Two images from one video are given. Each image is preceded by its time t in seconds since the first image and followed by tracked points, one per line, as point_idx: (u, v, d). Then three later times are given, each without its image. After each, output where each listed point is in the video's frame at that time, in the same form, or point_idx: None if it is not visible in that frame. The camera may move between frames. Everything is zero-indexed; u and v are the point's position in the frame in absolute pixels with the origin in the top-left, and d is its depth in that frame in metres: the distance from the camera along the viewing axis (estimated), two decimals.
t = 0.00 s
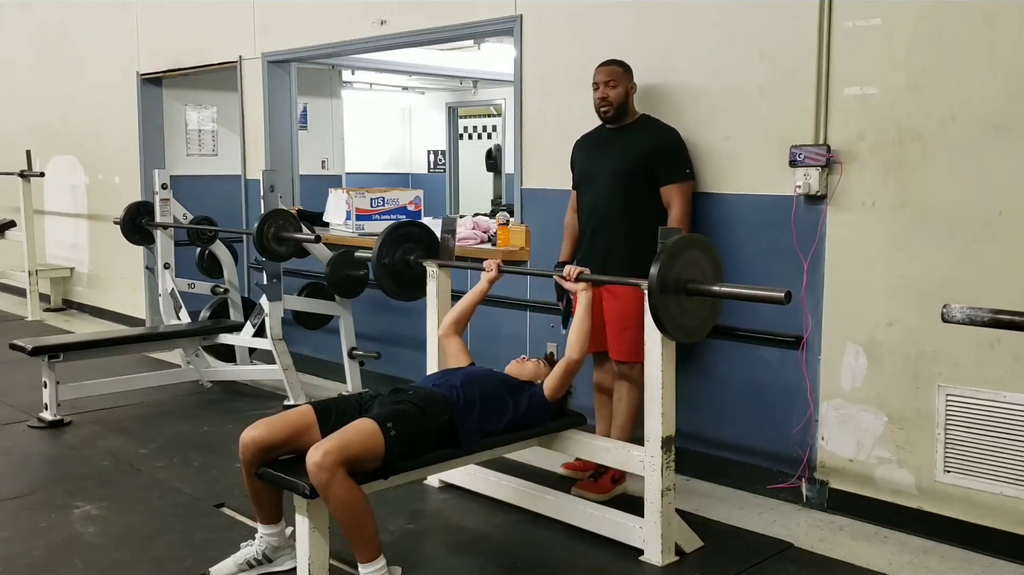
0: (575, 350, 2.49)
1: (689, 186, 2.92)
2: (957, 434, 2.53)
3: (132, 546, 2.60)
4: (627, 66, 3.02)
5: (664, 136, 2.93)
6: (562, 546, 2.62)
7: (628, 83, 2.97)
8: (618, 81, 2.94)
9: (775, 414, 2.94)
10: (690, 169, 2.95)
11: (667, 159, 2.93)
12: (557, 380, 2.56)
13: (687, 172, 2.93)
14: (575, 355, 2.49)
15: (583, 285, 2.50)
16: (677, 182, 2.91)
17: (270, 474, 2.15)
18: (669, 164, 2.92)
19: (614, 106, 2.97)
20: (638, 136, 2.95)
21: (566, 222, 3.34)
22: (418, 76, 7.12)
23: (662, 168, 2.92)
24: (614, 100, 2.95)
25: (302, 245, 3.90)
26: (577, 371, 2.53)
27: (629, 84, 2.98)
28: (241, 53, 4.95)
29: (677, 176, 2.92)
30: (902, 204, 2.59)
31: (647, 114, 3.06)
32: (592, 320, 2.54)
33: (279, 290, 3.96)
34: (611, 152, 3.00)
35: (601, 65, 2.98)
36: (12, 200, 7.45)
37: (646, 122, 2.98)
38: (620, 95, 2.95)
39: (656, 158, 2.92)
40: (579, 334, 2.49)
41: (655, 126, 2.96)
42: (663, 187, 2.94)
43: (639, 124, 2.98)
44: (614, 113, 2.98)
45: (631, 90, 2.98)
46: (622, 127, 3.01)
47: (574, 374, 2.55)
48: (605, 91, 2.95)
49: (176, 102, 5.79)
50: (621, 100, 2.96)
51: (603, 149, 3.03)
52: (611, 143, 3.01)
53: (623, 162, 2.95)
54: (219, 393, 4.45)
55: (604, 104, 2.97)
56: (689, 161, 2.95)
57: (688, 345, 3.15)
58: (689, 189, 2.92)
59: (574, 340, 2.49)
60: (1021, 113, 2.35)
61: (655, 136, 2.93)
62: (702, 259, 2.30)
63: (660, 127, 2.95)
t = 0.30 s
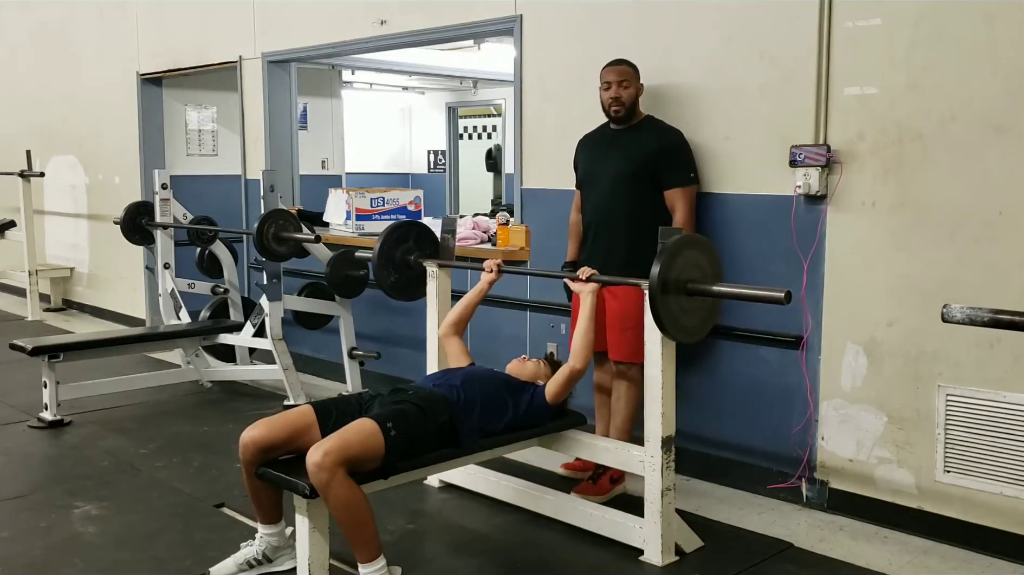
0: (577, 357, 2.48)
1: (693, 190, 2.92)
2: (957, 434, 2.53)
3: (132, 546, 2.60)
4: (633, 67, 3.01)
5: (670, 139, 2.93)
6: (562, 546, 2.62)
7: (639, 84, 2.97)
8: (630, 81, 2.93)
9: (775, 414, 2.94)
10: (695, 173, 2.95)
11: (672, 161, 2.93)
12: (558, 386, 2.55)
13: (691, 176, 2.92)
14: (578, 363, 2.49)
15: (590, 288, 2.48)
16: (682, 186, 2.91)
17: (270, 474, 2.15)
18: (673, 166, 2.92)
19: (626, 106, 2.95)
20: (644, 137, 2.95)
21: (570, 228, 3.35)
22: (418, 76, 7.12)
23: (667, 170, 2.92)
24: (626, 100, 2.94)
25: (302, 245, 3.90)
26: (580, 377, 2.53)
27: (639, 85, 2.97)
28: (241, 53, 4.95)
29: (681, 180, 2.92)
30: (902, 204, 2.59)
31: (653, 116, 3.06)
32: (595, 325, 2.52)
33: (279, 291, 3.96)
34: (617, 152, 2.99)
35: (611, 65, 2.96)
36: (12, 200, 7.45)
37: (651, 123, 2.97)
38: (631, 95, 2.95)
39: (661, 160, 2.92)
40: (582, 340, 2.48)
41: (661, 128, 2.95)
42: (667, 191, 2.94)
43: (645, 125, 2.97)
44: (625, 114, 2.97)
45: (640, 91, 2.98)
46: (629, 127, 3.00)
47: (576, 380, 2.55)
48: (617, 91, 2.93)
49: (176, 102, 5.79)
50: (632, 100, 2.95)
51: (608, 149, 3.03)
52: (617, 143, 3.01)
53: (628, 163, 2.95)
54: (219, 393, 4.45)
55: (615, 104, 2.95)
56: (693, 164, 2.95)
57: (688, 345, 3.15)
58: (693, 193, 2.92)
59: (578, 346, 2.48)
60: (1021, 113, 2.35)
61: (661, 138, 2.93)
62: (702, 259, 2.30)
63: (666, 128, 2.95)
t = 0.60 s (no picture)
0: (577, 357, 2.48)
1: (696, 192, 2.92)
2: (957, 434, 2.53)
3: (132, 546, 2.60)
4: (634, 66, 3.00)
5: (673, 139, 2.93)
6: (561, 545, 2.62)
7: (641, 85, 2.96)
8: (633, 82, 2.92)
9: (775, 414, 2.94)
10: (697, 173, 2.95)
11: (675, 162, 2.93)
12: (558, 384, 2.55)
13: (694, 177, 2.92)
14: (578, 363, 2.49)
15: (589, 286, 2.48)
16: (685, 187, 2.91)
17: (270, 473, 2.15)
18: (676, 166, 2.92)
19: (628, 108, 2.95)
20: (648, 138, 2.95)
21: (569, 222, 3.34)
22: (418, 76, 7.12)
23: (670, 171, 2.92)
24: (627, 102, 2.93)
25: (302, 245, 3.90)
26: (580, 377, 2.52)
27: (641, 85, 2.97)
28: (241, 53, 4.95)
29: (684, 181, 2.92)
30: (902, 204, 2.59)
31: (654, 116, 3.06)
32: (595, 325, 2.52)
33: (279, 290, 3.96)
34: (620, 152, 2.99)
35: (613, 65, 2.95)
36: (12, 200, 7.45)
37: (653, 124, 2.97)
38: (633, 96, 2.94)
39: (665, 161, 2.92)
40: (582, 339, 2.48)
41: (663, 129, 2.95)
42: (670, 191, 2.94)
43: (648, 127, 2.97)
44: (627, 115, 2.97)
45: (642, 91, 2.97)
46: (631, 128, 3.00)
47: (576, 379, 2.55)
48: (619, 93, 2.92)
49: (176, 102, 5.79)
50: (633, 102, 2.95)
51: (611, 149, 3.02)
52: (620, 143, 3.01)
53: (631, 163, 2.95)
54: (219, 393, 4.45)
55: (617, 105, 2.94)
56: (696, 165, 2.95)
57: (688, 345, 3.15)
58: (695, 195, 2.92)
59: (578, 345, 2.48)
60: (1021, 113, 2.35)
61: (664, 140, 2.92)
62: (702, 259, 2.30)
63: (670, 129, 2.95)
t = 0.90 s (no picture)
0: (577, 356, 2.48)
1: (696, 192, 2.92)
2: (957, 433, 2.53)
3: (132, 546, 2.60)
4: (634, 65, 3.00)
5: (674, 140, 2.93)
6: (561, 545, 2.62)
7: (641, 84, 2.96)
8: (633, 82, 2.92)
9: (775, 414, 2.94)
10: (698, 174, 2.94)
11: (676, 162, 2.92)
12: (559, 384, 2.55)
13: (694, 177, 2.92)
14: (579, 363, 2.49)
15: (590, 286, 2.48)
16: (685, 187, 2.91)
17: (270, 474, 2.15)
18: (677, 166, 2.92)
19: (628, 107, 2.95)
20: (648, 138, 2.94)
21: (569, 215, 3.31)
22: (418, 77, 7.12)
23: (671, 171, 2.92)
24: (628, 101, 2.93)
25: (302, 245, 3.90)
26: (579, 377, 2.53)
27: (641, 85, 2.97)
28: (241, 53, 4.95)
29: (685, 180, 2.92)
30: (902, 204, 2.59)
31: (653, 116, 3.06)
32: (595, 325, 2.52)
33: (279, 291, 3.96)
34: (620, 153, 2.99)
35: (613, 65, 2.94)
36: (12, 200, 7.45)
37: (654, 125, 2.97)
38: (633, 96, 2.94)
39: (665, 161, 2.92)
40: (582, 339, 2.48)
41: (664, 129, 2.95)
42: (670, 191, 2.94)
43: (649, 127, 2.97)
44: (627, 114, 2.96)
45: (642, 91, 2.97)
46: (632, 127, 3.00)
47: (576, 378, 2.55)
48: (619, 92, 2.92)
49: (176, 102, 5.79)
50: (633, 101, 2.94)
51: (611, 150, 3.02)
52: (620, 144, 3.01)
53: (632, 163, 2.94)
54: (219, 393, 4.45)
55: (616, 105, 2.94)
56: (696, 165, 2.95)
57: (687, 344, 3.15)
58: (695, 195, 2.92)
59: (578, 345, 2.48)
60: (1021, 113, 2.36)
61: (664, 140, 2.92)
62: (702, 259, 2.30)
63: (670, 129, 2.95)
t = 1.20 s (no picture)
0: (574, 355, 2.48)
1: (695, 191, 2.93)
2: (957, 433, 2.53)
3: (132, 546, 2.60)
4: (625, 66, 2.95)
5: (673, 140, 2.93)
6: (561, 546, 2.62)
7: (631, 88, 2.93)
8: (620, 90, 2.90)
9: (775, 414, 2.94)
10: (696, 173, 2.94)
11: (675, 162, 2.93)
12: (556, 383, 2.55)
13: (692, 177, 2.92)
14: (575, 362, 2.49)
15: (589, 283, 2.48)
16: (683, 187, 2.91)
17: (270, 473, 2.15)
18: (675, 166, 2.92)
19: (619, 114, 2.95)
20: (647, 138, 2.94)
21: (569, 213, 3.30)
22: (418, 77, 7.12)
23: (670, 170, 2.92)
24: (617, 110, 2.93)
25: (302, 245, 3.90)
26: (575, 376, 2.52)
27: (631, 88, 2.94)
28: (241, 53, 4.95)
29: (684, 179, 2.92)
30: (902, 204, 2.59)
31: (652, 116, 3.06)
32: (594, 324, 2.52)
33: (279, 290, 3.96)
34: (619, 152, 2.99)
35: (602, 71, 2.92)
36: (12, 200, 7.45)
37: (654, 125, 2.96)
38: (622, 103, 2.93)
39: (664, 160, 2.92)
40: (579, 338, 2.48)
41: (662, 129, 2.95)
42: (668, 190, 2.94)
43: (647, 126, 2.97)
44: (621, 120, 2.97)
45: (633, 94, 2.95)
46: (631, 127, 3.00)
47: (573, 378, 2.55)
48: (608, 102, 2.92)
49: (176, 102, 5.79)
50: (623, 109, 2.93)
51: (610, 150, 3.02)
52: (619, 144, 3.01)
53: (631, 163, 2.95)
54: (219, 394, 4.45)
55: (607, 113, 2.95)
56: (695, 165, 2.95)
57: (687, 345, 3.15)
58: (694, 194, 2.92)
59: (575, 344, 2.48)
60: (1021, 113, 2.36)
61: (663, 139, 2.92)
62: (702, 258, 2.30)
63: (669, 129, 2.95)
